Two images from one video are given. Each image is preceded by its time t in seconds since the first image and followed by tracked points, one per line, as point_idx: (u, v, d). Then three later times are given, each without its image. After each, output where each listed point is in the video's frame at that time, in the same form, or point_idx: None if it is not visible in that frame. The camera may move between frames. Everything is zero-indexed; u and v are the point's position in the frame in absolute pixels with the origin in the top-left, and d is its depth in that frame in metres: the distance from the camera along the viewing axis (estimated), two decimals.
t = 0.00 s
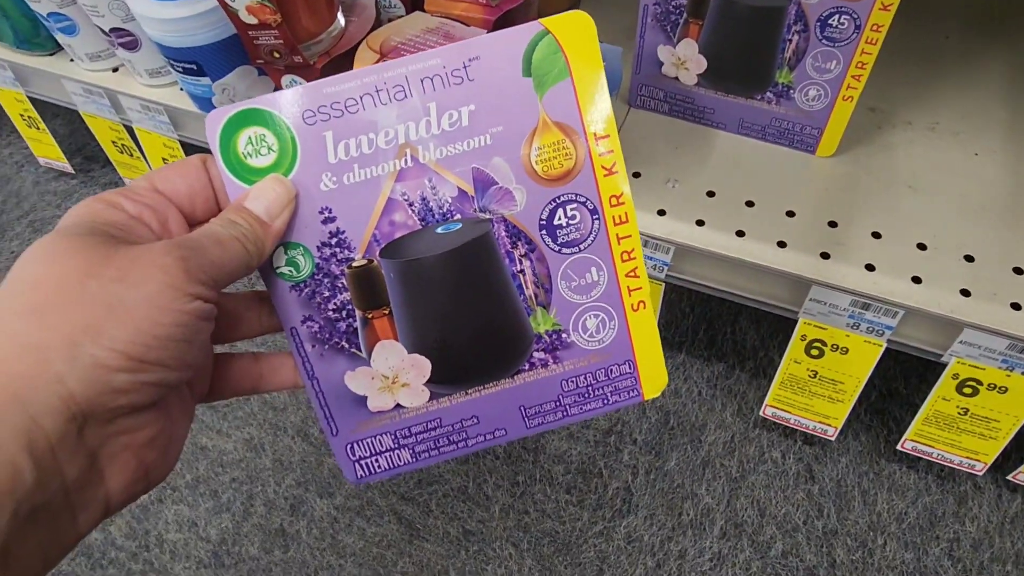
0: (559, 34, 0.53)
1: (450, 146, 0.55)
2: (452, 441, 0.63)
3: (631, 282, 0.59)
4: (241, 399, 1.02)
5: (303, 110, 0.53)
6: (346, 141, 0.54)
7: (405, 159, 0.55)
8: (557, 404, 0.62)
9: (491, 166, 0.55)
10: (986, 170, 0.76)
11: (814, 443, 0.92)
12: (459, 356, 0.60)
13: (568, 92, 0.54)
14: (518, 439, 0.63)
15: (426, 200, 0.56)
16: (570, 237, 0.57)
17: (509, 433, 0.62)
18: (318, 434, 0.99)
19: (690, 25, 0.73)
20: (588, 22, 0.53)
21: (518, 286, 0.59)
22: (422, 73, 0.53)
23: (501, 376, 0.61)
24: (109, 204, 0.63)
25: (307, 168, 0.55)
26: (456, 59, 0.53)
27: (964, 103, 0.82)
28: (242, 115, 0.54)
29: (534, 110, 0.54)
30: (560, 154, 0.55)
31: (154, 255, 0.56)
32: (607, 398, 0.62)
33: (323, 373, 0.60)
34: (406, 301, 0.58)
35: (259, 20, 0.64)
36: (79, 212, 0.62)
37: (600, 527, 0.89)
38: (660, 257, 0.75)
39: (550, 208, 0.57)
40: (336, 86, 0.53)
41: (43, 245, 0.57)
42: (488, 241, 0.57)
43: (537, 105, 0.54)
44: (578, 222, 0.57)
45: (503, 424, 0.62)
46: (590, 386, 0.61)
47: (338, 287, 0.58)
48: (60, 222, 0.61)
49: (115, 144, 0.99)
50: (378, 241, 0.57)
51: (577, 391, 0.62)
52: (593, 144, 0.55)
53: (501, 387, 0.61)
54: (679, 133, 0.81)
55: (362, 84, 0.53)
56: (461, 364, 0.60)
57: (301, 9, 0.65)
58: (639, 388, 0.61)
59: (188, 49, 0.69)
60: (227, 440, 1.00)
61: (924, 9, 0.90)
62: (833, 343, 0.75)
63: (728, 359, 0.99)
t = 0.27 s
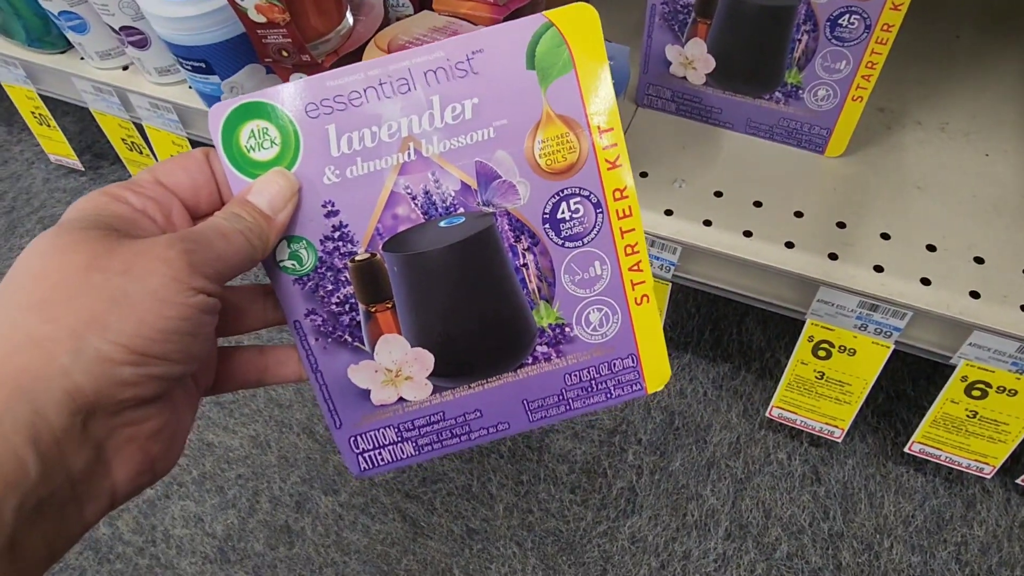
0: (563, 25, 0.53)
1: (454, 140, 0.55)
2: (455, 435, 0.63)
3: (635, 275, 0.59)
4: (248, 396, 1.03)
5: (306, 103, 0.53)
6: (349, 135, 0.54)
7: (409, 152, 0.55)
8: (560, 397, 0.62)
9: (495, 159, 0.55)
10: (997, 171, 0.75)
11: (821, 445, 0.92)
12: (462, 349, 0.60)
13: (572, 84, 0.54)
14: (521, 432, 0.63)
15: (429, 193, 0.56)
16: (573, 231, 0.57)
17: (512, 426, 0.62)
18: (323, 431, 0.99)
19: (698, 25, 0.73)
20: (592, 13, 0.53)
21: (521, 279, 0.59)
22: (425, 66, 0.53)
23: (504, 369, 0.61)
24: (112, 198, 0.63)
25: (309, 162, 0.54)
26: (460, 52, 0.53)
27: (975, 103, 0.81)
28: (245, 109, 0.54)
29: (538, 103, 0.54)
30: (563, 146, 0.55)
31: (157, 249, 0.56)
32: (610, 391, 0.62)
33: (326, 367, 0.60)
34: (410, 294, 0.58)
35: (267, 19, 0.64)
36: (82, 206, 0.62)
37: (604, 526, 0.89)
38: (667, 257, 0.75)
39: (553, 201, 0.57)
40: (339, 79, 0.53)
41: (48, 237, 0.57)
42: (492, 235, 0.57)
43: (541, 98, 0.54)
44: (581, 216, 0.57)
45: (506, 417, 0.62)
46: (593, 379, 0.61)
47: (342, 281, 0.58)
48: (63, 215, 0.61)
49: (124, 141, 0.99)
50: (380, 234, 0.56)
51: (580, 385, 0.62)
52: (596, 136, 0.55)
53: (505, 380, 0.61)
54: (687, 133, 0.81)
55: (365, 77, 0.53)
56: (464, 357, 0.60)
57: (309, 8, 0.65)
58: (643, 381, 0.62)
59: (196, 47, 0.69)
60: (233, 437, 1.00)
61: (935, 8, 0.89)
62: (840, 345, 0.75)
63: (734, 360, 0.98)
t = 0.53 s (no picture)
0: (558, 20, 0.53)
1: (450, 135, 0.55)
2: (453, 432, 0.63)
3: (632, 271, 0.59)
4: (255, 392, 1.03)
5: (300, 99, 0.54)
6: (344, 131, 0.54)
7: (404, 148, 0.55)
8: (558, 393, 0.62)
9: (491, 155, 0.55)
10: (1006, 172, 0.75)
11: (826, 446, 0.92)
12: (460, 347, 0.60)
13: (568, 79, 0.54)
14: (520, 428, 0.64)
15: (425, 189, 0.56)
16: (571, 227, 0.58)
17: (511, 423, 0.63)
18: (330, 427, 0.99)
19: (707, 24, 0.73)
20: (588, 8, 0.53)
21: (518, 275, 0.59)
22: (420, 62, 0.53)
23: (502, 366, 0.61)
24: (107, 195, 0.64)
25: (304, 158, 0.55)
26: (455, 47, 0.53)
27: (984, 104, 0.81)
28: (238, 106, 0.54)
29: (534, 98, 0.54)
30: (559, 142, 0.55)
31: (151, 247, 0.57)
32: (609, 387, 0.62)
33: (323, 365, 0.61)
34: (406, 290, 0.58)
35: (277, 17, 0.64)
36: (77, 202, 0.63)
37: (609, 525, 0.89)
38: (672, 256, 0.75)
39: (550, 197, 0.57)
40: (334, 75, 0.53)
41: (41, 236, 0.58)
42: (489, 231, 0.57)
43: (537, 93, 0.54)
44: (578, 212, 0.57)
45: (504, 414, 0.63)
46: (591, 375, 0.62)
47: (337, 279, 0.58)
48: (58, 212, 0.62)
49: (134, 138, 1.00)
50: (376, 231, 0.57)
51: (578, 381, 0.62)
52: (593, 132, 0.55)
53: (502, 378, 0.61)
54: (693, 132, 0.81)
55: (360, 73, 0.53)
56: (461, 354, 0.60)
57: (319, 5, 0.66)
58: (641, 377, 0.62)
59: (206, 45, 0.69)
60: (240, 433, 1.01)
61: (945, 9, 0.89)
62: (847, 346, 0.75)
63: (740, 360, 0.98)
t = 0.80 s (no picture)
0: (569, 14, 0.53)
1: (457, 129, 0.55)
2: (456, 429, 0.63)
3: (638, 270, 0.60)
4: (266, 384, 1.04)
5: (306, 91, 0.54)
6: (350, 124, 0.55)
7: (410, 142, 0.55)
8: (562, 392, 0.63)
9: (498, 150, 0.56)
10: (1018, 171, 0.75)
11: (834, 442, 0.92)
12: (464, 343, 0.61)
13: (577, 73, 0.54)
14: (523, 426, 0.64)
15: (431, 183, 0.57)
16: (577, 224, 0.58)
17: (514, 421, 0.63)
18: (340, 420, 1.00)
19: (719, 21, 0.73)
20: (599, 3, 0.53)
21: (523, 271, 0.60)
22: (427, 55, 0.54)
23: (506, 364, 0.62)
24: (109, 183, 0.65)
25: (309, 150, 0.55)
26: (463, 40, 0.54)
27: (997, 102, 0.81)
28: (243, 96, 0.54)
29: (543, 92, 0.55)
30: (568, 138, 0.56)
31: (152, 238, 0.57)
32: (613, 387, 0.63)
33: (324, 362, 0.61)
34: (410, 286, 0.59)
35: (294, 11, 0.65)
36: (78, 190, 0.63)
37: (616, 518, 0.90)
38: (683, 252, 0.76)
39: (557, 193, 0.57)
40: (340, 66, 0.54)
41: (40, 226, 0.58)
42: (494, 227, 0.57)
43: (546, 87, 0.55)
44: (585, 209, 0.58)
45: (507, 412, 0.63)
46: (596, 374, 0.62)
47: (341, 275, 0.58)
48: (59, 200, 0.62)
49: (150, 132, 1.01)
50: (380, 225, 0.57)
51: (583, 379, 0.63)
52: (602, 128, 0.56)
53: (507, 375, 0.62)
54: (705, 128, 0.82)
55: (366, 65, 0.54)
56: (465, 350, 0.61)
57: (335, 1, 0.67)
58: (646, 376, 0.62)
59: (223, 39, 0.70)
60: (252, 424, 1.02)
61: (959, 8, 0.89)
62: (857, 342, 0.75)
63: (749, 356, 0.99)
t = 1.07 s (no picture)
0: (565, 25, 0.53)
1: (451, 140, 0.55)
2: (448, 444, 0.63)
3: (634, 283, 0.59)
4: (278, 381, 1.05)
5: (298, 101, 0.53)
6: (343, 134, 0.54)
7: (404, 153, 0.55)
8: (556, 407, 0.62)
9: (493, 162, 0.55)
10: None
11: (842, 443, 0.92)
12: (457, 355, 0.60)
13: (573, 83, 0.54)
14: (517, 441, 0.64)
15: (425, 195, 0.56)
16: (573, 236, 0.57)
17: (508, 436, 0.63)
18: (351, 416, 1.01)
19: (730, 26, 0.74)
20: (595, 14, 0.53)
21: (517, 283, 0.59)
22: (421, 64, 0.53)
23: (500, 378, 0.61)
24: (97, 195, 0.64)
25: (301, 161, 0.54)
26: (458, 49, 0.53)
27: (1006, 108, 0.81)
28: (233, 106, 0.54)
29: (539, 103, 0.54)
30: (564, 150, 0.55)
31: (141, 250, 0.55)
32: (608, 401, 0.62)
33: (315, 375, 0.60)
34: (403, 297, 0.58)
35: (311, 13, 0.66)
36: (66, 202, 0.62)
37: (625, 517, 0.91)
38: (693, 253, 0.77)
39: (553, 205, 0.57)
40: (334, 76, 0.53)
41: (24, 237, 0.56)
42: (488, 239, 0.57)
43: (542, 98, 0.54)
44: (581, 221, 0.57)
45: (501, 426, 0.63)
46: (590, 389, 0.62)
47: (333, 287, 0.58)
48: (46, 212, 0.61)
49: (165, 131, 1.02)
50: (373, 237, 0.57)
51: (577, 394, 0.62)
52: (598, 140, 0.55)
53: (501, 389, 0.62)
54: (714, 131, 0.82)
55: (359, 75, 0.53)
56: (458, 364, 0.60)
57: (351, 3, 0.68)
58: (642, 390, 0.62)
59: (240, 40, 0.71)
60: (265, 420, 1.03)
61: (969, 13, 0.90)
62: (864, 344, 0.76)
63: (757, 357, 0.99)
